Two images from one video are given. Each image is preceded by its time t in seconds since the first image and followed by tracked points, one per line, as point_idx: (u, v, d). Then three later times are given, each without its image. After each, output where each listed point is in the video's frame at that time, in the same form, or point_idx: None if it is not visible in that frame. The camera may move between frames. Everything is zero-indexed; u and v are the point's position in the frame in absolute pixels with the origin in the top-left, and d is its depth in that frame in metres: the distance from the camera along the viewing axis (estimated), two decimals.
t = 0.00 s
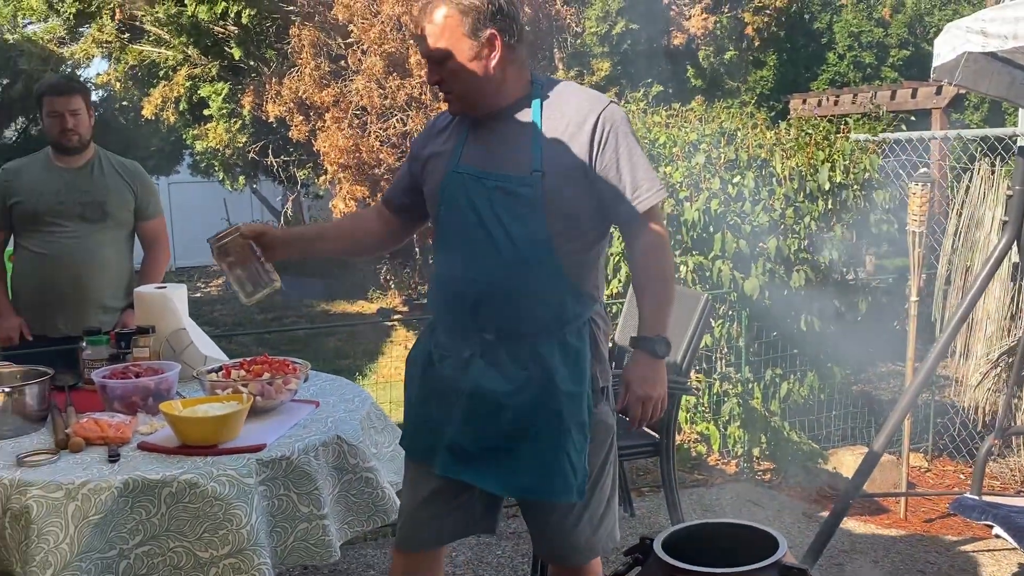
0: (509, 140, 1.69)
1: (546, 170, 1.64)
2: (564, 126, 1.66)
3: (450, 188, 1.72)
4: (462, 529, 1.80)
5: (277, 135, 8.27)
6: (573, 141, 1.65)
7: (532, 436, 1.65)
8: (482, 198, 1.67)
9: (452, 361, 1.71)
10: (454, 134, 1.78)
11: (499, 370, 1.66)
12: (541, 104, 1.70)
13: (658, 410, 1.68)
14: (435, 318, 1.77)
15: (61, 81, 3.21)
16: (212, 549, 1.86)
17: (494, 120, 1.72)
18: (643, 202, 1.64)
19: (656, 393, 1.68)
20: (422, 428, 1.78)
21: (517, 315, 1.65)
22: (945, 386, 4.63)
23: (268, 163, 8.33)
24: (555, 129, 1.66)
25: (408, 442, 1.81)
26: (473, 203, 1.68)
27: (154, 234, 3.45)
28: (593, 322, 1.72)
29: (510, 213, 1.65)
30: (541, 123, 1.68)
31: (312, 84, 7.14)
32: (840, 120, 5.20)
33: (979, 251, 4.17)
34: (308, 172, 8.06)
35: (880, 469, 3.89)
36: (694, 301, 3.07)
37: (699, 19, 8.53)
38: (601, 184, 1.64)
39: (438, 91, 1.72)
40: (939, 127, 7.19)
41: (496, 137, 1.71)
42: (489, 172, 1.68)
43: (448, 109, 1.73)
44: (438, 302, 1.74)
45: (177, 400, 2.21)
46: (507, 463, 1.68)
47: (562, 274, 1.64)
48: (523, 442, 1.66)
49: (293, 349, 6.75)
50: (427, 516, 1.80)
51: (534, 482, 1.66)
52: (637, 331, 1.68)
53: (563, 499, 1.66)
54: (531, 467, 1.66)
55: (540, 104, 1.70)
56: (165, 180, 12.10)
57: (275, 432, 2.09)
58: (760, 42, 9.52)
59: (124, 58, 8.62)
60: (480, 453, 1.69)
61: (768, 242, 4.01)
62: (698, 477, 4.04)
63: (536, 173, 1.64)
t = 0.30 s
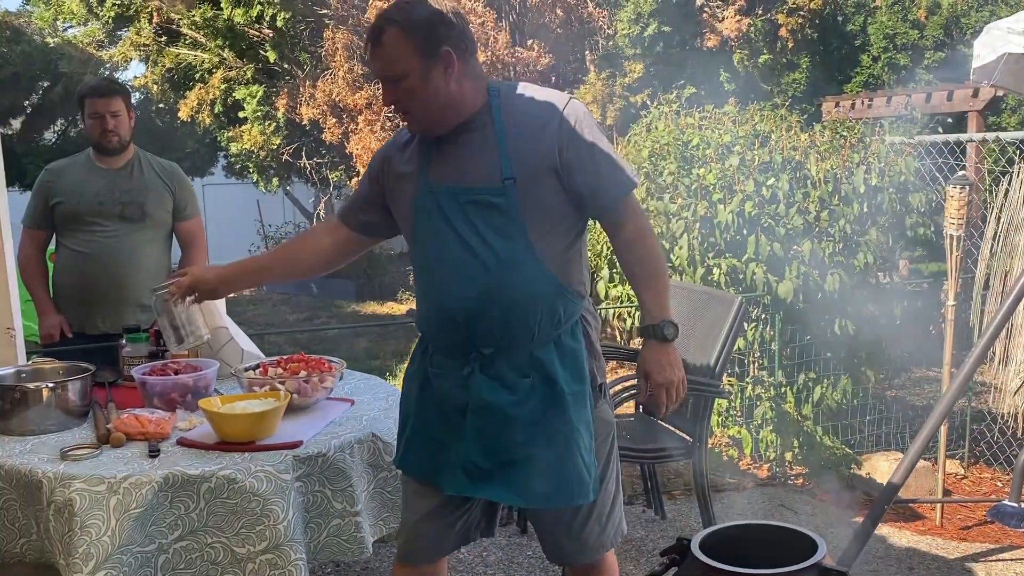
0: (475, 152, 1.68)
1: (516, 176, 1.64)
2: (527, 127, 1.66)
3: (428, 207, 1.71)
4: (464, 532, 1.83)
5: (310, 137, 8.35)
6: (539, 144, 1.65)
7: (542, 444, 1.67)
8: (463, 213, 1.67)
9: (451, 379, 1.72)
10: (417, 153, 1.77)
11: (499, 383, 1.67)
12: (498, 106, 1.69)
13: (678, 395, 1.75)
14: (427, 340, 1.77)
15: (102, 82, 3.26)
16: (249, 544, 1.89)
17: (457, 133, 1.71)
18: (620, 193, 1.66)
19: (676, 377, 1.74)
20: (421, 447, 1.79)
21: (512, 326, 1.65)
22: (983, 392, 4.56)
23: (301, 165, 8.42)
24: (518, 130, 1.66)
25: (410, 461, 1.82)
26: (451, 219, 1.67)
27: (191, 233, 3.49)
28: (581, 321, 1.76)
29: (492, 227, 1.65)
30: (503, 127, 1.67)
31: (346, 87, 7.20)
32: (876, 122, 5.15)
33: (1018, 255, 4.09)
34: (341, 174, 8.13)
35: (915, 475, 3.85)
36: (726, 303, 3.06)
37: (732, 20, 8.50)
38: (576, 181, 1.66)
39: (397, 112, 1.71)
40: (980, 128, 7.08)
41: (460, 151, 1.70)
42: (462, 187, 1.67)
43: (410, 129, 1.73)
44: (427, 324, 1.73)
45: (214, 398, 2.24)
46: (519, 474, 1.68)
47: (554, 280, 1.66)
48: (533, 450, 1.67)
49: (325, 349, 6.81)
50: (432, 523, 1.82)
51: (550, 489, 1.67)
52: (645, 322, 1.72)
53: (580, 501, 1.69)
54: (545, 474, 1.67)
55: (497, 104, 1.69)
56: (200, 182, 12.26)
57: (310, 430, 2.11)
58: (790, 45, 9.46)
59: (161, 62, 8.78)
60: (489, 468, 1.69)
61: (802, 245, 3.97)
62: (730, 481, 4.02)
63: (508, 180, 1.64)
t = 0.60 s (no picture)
0: (404, 163, 1.71)
1: (450, 180, 1.68)
2: (452, 123, 1.72)
3: (375, 227, 1.73)
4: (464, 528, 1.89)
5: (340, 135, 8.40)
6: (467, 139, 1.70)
7: (538, 436, 1.77)
8: (416, 228, 1.69)
9: (436, 391, 1.77)
10: (348, 176, 1.80)
11: (482, 386, 1.74)
12: (416, 110, 1.74)
13: (638, 358, 1.82)
14: (402, 354, 1.81)
15: (137, 81, 3.30)
16: (282, 538, 1.91)
17: (382, 150, 1.74)
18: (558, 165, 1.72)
19: (632, 344, 1.81)
20: (411, 456, 1.84)
21: (482, 330, 1.70)
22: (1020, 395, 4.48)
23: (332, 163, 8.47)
24: (444, 128, 1.71)
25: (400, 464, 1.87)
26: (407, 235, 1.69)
27: (224, 230, 3.54)
28: (558, 303, 1.82)
29: (442, 235, 1.68)
30: (426, 129, 1.71)
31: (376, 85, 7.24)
32: (910, 121, 5.07)
33: None
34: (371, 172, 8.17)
35: (948, 477, 3.80)
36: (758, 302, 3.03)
37: (763, 18, 8.47)
38: (511, 166, 1.71)
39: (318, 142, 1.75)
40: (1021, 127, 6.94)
41: (387, 166, 1.73)
42: (404, 202, 1.70)
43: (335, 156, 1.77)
44: (402, 340, 1.77)
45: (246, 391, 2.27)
46: (521, 470, 1.77)
47: (515, 275, 1.71)
48: (531, 444, 1.77)
49: (354, 346, 6.86)
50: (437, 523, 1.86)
51: (554, 478, 1.78)
52: (597, 292, 1.78)
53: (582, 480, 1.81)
54: (546, 464, 1.78)
55: (415, 108, 1.74)
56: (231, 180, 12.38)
57: (341, 424, 2.13)
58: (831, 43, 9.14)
59: (193, 61, 8.87)
60: (488, 470, 1.76)
61: (834, 244, 3.95)
62: (760, 481, 4.00)
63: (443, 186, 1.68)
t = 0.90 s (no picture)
0: (379, 172, 1.72)
1: (426, 185, 1.70)
2: (423, 127, 1.72)
3: (360, 240, 1.75)
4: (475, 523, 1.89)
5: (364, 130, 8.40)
6: (439, 142, 1.71)
7: (540, 431, 1.81)
8: (399, 238, 1.72)
9: (437, 394, 1.80)
10: (325, 190, 1.81)
11: (482, 386, 1.77)
12: (386, 116, 1.74)
13: (617, 352, 1.77)
14: (402, 359, 1.85)
15: (164, 77, 3.33)
16: (306, 530, 1.92)
17: (356, 160, 1.75)
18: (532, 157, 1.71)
19: (610, 339, 1.76)
20: (415, 458, 1.87)
21: (475, 330, 1.73)
22: None
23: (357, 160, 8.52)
24: (416, 132, 1.72)
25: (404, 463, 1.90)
26: (393, 245, 1.72)
27: (250, 226, 3.55)
28: (552, 296, 1.85)
29: (427, 242, 1.70)
30: (397, 135, 1.72)
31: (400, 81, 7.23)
32: (939, 116, 4.98)
33: None
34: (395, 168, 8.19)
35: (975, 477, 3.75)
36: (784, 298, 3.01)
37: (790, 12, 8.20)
38: (484, 165, 1.71)
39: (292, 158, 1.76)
40: None
41: (363, 177, 1.74)
42: (385, 212, 1.72)
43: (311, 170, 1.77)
44: (402, 345, 1.81)
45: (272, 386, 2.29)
46: (526, 466, 1.82)
47: (504, 274, 1.73)
48: (533, 440, 1.81)
49: (377, 341, 6.88)
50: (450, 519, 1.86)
51: (559, 471, 1.82)
52: (575, 285, 1.75)
53: (588, 469, 1.86)
54: (550, 459, 1.81)
55: (385, 114, 1.74)
56: (255, 175, 12.44)
57: (364, 419, 2.14)
58: (864, 38, 8.69)
59: (219, 57, 8.91)
60: (492, 470, 1.80)
61: (861, 241, 3.92)
62: (783, 479, 3.98)
63: (417, 193, 1.70)
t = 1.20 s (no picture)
0: (388, 170, 1.73)
1: (433, 184, 1.70)
2: (430, 125, 1.72)
3: (370, 239, 1.77)
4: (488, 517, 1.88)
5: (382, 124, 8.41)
6: (446, 140, 1.70)
7: (548, 429, 1.81)
8: (406, 237, 1.72)
9: (446, 391, 1.80)
10: (335, 186, 1.82)
11: (490, 383, 1.77)
12: (394, 113, 1.74)
13: (622, 353, 1.78)
14: (411, 356, 1.85)
15: (184, 71, 3.34)
16: (324, 524, 1.94)
17: (364, 156, 1.75)
18: (540, 157, 1.71)
19: (615, 340, 1.76)
20: (422, 456, 1.88)
21: (483, 328, 1.74)
22: None
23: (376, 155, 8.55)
24: (423, 130, 1.72)
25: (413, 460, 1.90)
26: (400, 244, 1.73)
27: (269, 220, 3.57)
28: (561, 293, 1.85)
29: (435, 241, 1.71)
30: (405, 132, 1.72)
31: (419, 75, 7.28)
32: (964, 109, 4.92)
33: None
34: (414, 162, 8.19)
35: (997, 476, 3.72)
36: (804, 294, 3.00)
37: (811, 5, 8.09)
38: (492, 164, 1.71)
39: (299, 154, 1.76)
40: None
41: (371, 175, 1.75)
42: (393, 211, 1.73)
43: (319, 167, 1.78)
44: (411, 342, 1.82)
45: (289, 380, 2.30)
46: (534, 463, 1.82)
47: (510, 273, 1.73)
48: (540, 438, 1.82)
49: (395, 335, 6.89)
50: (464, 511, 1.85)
51: (566, 469, 1.83)
52: (581, 285, 1.75)
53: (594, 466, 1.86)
54: (557, 457, 1.82)
55: (392, 111, 1.74)
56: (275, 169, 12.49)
57: (382, 412, 2.15)
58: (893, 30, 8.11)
59: (240, 52, 8.98)
60: (500, 467, 1.81)
61: (882, 237, 3.89)
62: (802, 476, 3.95)
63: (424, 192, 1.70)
